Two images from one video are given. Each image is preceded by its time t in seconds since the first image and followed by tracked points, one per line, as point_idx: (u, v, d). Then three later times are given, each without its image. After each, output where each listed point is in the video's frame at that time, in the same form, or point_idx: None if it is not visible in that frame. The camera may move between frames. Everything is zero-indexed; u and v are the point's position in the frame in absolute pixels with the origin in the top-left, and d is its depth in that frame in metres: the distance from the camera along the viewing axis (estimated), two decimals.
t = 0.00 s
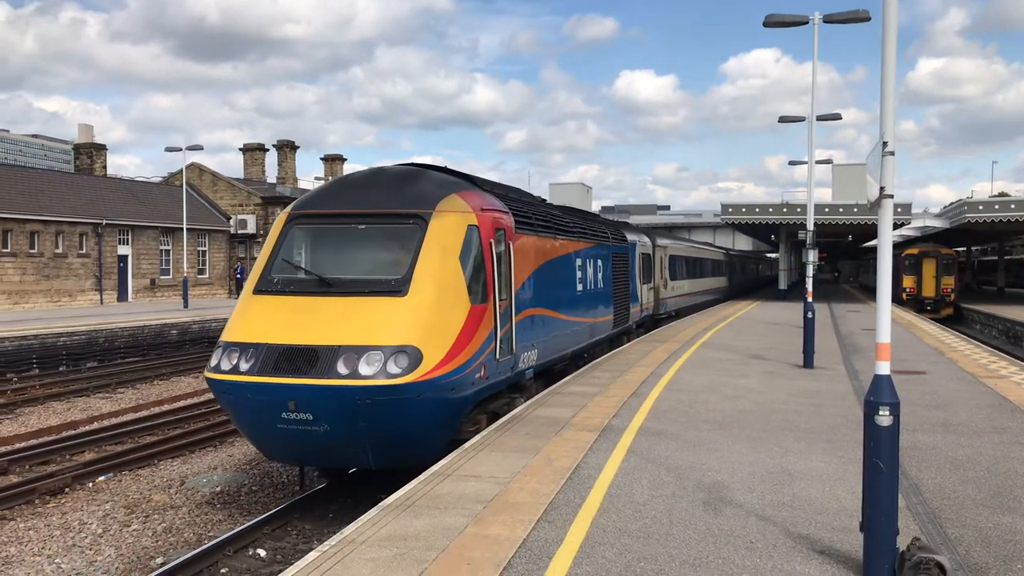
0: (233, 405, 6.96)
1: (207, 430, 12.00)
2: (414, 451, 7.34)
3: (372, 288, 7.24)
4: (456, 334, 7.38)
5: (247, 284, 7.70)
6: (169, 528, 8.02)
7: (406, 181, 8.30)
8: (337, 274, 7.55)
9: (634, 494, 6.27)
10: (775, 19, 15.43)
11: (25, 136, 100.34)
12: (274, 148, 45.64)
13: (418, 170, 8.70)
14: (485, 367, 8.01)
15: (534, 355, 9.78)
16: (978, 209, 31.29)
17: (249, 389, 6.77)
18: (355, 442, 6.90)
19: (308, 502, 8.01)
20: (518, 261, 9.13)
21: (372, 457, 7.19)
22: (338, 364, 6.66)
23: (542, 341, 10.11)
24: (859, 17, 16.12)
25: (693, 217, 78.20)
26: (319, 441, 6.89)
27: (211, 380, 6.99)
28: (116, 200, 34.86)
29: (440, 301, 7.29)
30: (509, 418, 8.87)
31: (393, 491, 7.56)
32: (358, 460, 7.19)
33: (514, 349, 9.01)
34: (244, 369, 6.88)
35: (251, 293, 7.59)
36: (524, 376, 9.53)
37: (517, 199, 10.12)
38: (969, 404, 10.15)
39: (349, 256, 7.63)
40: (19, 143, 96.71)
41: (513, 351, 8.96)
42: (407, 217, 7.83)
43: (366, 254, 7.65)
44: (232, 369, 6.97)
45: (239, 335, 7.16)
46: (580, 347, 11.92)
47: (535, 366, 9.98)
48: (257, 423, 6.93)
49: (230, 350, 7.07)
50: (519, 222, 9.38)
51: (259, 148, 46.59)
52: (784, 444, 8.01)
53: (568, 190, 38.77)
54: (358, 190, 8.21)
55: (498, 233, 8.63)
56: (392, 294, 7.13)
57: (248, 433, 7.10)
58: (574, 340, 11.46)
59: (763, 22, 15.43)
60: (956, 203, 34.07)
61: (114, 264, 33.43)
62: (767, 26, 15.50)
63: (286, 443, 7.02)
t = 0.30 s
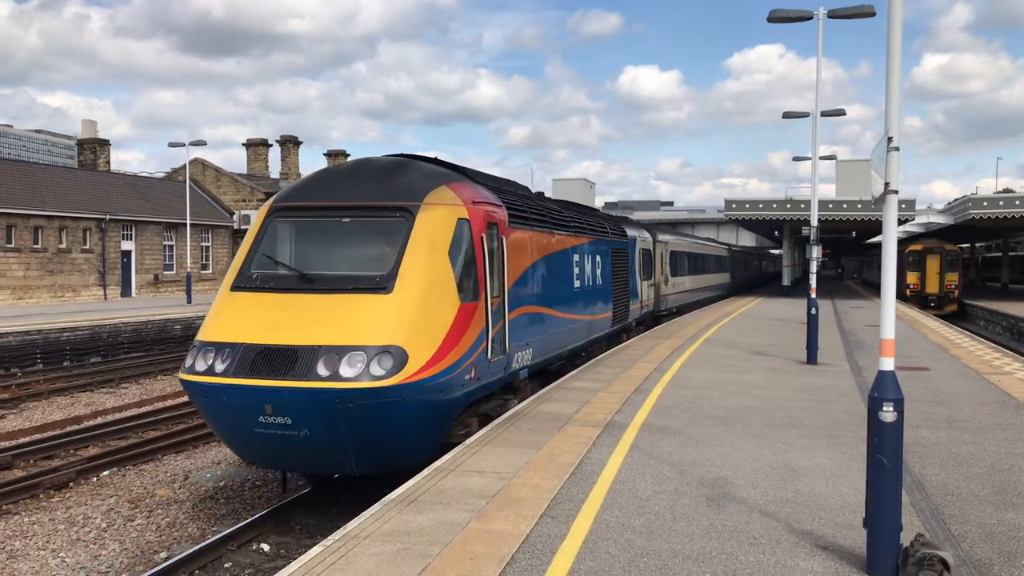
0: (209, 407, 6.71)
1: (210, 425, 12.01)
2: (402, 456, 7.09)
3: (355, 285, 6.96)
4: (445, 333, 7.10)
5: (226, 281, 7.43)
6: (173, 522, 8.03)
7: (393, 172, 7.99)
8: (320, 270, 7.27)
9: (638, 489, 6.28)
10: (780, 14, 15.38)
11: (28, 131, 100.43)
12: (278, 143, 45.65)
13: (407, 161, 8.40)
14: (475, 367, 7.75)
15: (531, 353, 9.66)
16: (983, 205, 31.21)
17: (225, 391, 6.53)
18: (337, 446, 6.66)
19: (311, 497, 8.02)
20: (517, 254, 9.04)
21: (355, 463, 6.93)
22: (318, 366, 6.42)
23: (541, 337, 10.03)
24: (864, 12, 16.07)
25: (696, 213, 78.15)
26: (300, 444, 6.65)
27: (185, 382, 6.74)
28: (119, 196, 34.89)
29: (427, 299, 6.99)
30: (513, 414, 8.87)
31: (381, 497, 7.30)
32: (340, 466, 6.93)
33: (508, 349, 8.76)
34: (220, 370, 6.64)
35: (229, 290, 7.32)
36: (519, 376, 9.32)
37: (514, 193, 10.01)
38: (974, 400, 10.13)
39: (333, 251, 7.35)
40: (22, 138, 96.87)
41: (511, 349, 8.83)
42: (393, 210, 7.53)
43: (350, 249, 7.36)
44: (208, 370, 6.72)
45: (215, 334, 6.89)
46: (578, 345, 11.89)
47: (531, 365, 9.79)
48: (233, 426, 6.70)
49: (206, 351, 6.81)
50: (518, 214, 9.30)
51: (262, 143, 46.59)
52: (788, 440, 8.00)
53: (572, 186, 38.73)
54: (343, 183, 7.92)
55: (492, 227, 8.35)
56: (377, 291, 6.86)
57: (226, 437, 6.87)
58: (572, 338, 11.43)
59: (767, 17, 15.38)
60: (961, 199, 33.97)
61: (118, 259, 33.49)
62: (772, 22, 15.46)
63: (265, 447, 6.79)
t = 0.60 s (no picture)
0: (180, 411, 6.44)
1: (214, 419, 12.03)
2: (385, 461, 6.82)
3: (336, 282, 6.65)
4: (429, 333, 6.78)
5: (201, 276, 7.13)
6: (177, 517, 8.05)
7: (377, 162, 7.66)
8: (300, 266, 6.97)
9: (641, 484, 6.28)
10: (784, 9, 15.34)
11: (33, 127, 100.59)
12: (281, 139, 45.64)
13: (393, 150, 8.06)
14: (462, 368, 7.46)
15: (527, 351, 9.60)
16: (988, 201, 31.13)
17: (196, 395, 6.25)
18: (314, 452, 6.38)
19: (315, 492, 8.03)
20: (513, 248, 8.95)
21: (335, 468, 6.66)
22: (294, 367, 6.12)
23: (538, 334, 9.98)
24: (869, 8, 16.02)
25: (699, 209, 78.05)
26: (275, 450, 6.38)
27: (155, 384, 6.46)
28: (123, 191, 34.91)
29: (411, 297, 6.68)
30: (516, 409, 8.87)
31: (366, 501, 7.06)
32: (319, 472, 6.66)
33: (500, 349, 8.55)
34: (191, 372, 6.35)
35: (203, 286, 7.01)
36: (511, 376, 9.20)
37: (508, 184, 9.88)
38: (978, 397, 10.10)
39: (313, 247, 7.05)
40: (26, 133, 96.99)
41: (506, 346, 8.75)
42: (377, 203, 7.20)
43: (331, 244, 7.06)
44: (179, 372, 6.43)
45: (188, 334, 6.59)
46: (574, 343, 11.86)
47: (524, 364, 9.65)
48: (206, 430, 6.42)
49: (177, 351, 6.52)
50: (515, 208, 9.19)
51: (266, 138, 46.57)
52: (792, 436, 7.99)
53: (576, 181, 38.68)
54: (324, 173, 7.58)
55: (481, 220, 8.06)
56: (358, 288, 6.54)
57: (199, 440, 6.60)
58: (569, 337, 11.41)
59: (772, 12, 15.33)
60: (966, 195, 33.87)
61: (122, 254, 33.53)
62: (776, 17, 15.41)
63: (240, 451, 6.52)
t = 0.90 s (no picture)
0: (144, 417, 5.98)
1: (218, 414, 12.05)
2: (366, 471, 6.38)
3: (312, 278, 6.20)
4: (414, 334, 6.33)
5: (169, 272, 6.66)
6: (181, 512, 8.06)
7: (359, 151, 7.20)
8: (276, 262, 6.52)
9: (645, 480, 6.28)
10: (790, 4, 15.28)
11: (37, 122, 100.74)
12: (285, 135, 45.67)
13: (376, 137, 7.61)
14: (450, 372, 7.02)
15: (522, 351, 9.32)
16: (993, 197, 31.04)
17: (160, 400, 5.80)
18: (289, 462, 5.93)
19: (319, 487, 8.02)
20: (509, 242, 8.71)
21: (311, 481, 6.20)
22: (265, 371, 5.67)
23: (534, 333, 9.71)
24: (874, 3, 15.95)
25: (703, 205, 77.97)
26: (247, 459, 5.93)
27: (117, 388, 6.00)
28: (127, 186, 34.95)
29: (393, 295, 6.22)
30: (520, 405, 8.87)
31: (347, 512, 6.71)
32: (294, 484, 6.20)
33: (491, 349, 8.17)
34: (155, 374, 5.89)
35: (171, 283, 6.56)
36: (506, 378, 8.83)
37: (504, 177, 9.72)
38: (983, 393, 10.08)
39: (290, 242, 6.62)
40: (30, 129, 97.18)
41: (500, 345, 8.45)
42: (358, 193, 6.75)
43: (310, 238, 6.62)
44: (142, 375, 5.97)
45: (153, 334, 6.13)
46: (570, 342, 11.62)
47: (518, 366, 9.27)
48: (172, 438, 5.97)
49: (142, 353, 6.07)
50: (509, 201, 8.94)
51: (270, 134, 46.58)
52: (796, 432, 7.98)
53: (579, 177, 38.66)
54: (302, 162, 7.12)
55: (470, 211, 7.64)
56: (335, 285, 6.09)
57: (165, 448, 6.16)
58: (564, 336, 11.17)
59: (778, 7, 15.28)
60: (971, 190, 33.73)
61: (126, 249, 33.58)
62: (781, 12, 15.36)
63: (209, 461, 6.06)
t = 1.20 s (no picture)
0: (100, 427, 5.46)
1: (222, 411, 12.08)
2: (342, 486, 5.89)
3: (285, 277, 5.69)
4: (394, 338, 5.82)
5: (132, 271, 6.14)
6: (185, 508, 8.06)
7: (337, 141, 6.69)
8: (246, 259, 6.01)
9: (649, 478, 6.28)
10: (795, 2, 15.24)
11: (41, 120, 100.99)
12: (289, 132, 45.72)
13: (357, 127, 7.11)
14: (435, 377, 6.53)
15: (515, 353, 8.94)
16: (997, 195, 30.96)
17: (117, 409, 5.28)
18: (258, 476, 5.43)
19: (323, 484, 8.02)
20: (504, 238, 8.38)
21: (281, 496, 5.70)
22: (230, 379, 5.15)
23: (529, 335, 9.36)
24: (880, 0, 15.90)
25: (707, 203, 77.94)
26: (212, 473, 5.42)
27: (72, 396, 5.47)
28: (132, 184, 35.01)
29: (371, 296, 5.71)
30: (524, 403, 8.86)
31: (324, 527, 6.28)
32: (264, 499, 5.70)
33: (481, 352, 7.74)
34: (112, 382, 5.36)
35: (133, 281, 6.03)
36: (496, 383, 8.40)
37: (504, 175, 9.65)
38: (987, 392, 10.06)
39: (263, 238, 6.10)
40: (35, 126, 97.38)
41: (491, 348, 8.06)
42: (336, 186, 6.24)
43: (285, 235, 6.11)
44: (97, 382, 5.44)
45: (110, 338, 5.60)
46: (566, 344, 11.28)
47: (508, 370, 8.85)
48: (131, 450, 5.46)
49: (98, 358, 5.54)
50: (501, 194, 8.59)
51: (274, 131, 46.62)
52: (800, 430, 7.98)
53: (583, 173, 38.63)
54: (277, 153, 6.61)
55: (457, 207, 7.17)
56: (308, 285, 5.57)
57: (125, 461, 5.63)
58: (559, 338, 10.83)
59: (782, 5, 15.24)
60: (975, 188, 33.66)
61: (131, 247, 33.65)
62: (786, 10, 15.32)
63: (171, 475, 5.55)
